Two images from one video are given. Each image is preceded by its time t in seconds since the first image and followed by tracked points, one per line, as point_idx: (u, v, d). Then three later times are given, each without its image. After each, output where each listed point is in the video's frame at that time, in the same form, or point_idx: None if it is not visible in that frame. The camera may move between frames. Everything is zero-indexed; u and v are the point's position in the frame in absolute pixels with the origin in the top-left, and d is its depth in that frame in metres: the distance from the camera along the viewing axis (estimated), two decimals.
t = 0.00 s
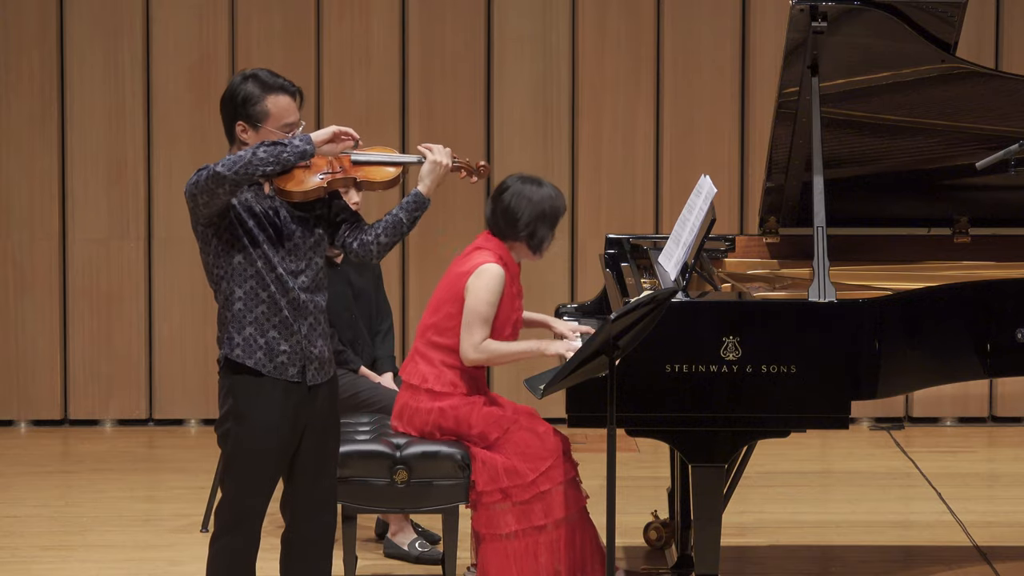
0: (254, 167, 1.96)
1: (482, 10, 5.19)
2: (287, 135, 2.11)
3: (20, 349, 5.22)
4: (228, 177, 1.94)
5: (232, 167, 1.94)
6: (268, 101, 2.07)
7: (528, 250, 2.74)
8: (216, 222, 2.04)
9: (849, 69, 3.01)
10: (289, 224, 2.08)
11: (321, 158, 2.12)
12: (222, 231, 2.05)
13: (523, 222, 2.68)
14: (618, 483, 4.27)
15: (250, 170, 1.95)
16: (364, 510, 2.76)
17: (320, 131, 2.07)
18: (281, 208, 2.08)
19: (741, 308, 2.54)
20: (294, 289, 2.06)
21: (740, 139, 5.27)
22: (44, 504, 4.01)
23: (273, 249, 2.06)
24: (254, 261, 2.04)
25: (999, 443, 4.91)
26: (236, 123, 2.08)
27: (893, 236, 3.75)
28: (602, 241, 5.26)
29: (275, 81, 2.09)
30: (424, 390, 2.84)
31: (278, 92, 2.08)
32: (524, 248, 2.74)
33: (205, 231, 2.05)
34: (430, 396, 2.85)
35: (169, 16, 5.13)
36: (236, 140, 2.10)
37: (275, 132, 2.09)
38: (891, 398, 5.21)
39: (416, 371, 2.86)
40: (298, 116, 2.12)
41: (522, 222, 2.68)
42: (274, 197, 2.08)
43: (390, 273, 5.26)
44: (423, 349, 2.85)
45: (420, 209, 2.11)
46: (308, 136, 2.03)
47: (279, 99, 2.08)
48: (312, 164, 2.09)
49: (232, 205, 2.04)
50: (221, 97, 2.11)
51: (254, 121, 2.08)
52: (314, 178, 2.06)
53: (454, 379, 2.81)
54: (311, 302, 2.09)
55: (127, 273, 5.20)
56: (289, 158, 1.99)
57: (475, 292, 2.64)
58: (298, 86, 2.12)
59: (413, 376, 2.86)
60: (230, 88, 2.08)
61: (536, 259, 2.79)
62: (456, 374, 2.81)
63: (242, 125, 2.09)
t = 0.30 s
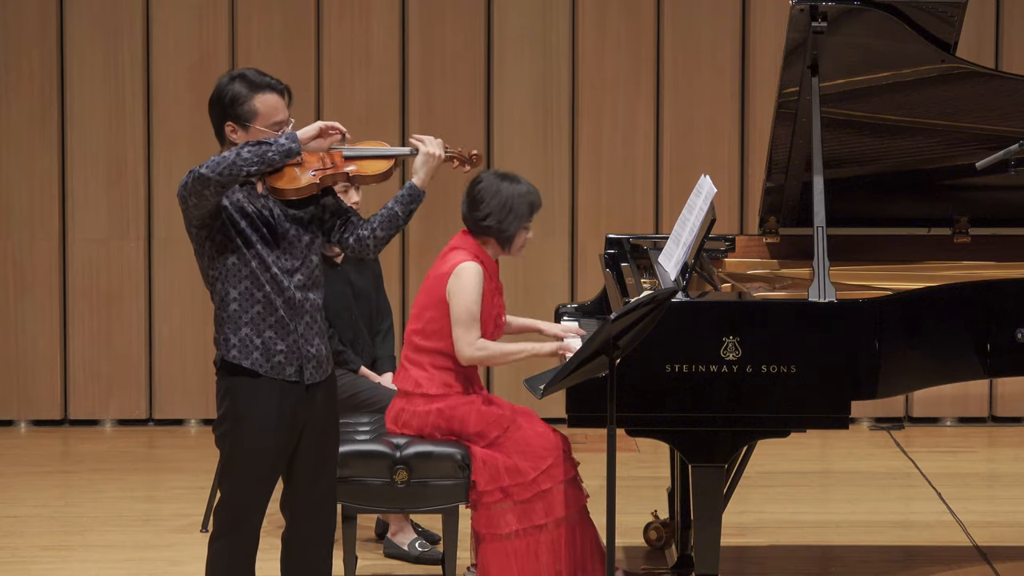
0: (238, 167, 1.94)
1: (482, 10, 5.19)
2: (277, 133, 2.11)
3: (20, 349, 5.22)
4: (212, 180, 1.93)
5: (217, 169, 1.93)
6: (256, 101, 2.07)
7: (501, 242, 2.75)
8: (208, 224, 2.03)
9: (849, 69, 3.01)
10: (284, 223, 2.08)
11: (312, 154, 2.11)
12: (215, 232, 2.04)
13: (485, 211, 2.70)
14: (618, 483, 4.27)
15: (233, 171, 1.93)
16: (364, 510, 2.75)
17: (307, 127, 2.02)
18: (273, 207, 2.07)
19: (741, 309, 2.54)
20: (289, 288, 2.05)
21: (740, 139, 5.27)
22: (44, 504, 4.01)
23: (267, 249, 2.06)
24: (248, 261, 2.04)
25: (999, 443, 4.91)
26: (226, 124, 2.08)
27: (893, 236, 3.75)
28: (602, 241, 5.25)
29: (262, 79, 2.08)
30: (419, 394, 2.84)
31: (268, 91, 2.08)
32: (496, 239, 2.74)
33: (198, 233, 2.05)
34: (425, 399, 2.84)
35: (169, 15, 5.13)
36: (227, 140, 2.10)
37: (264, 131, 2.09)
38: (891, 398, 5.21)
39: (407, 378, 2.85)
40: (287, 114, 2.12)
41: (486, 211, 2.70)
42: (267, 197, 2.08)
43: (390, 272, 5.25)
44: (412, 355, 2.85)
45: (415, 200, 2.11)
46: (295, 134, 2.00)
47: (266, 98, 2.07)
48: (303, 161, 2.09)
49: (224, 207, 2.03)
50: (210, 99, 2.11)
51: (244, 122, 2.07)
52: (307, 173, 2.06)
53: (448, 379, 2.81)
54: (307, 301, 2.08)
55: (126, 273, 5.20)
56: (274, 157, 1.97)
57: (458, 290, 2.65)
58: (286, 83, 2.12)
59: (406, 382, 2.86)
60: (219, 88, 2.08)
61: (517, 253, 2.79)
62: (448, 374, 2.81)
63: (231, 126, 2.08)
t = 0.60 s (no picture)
0: (222, 169, 1.94)
1: (482, 10, 5.19)
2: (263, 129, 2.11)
3: (20, 349, 5.21)
4: (197, 183, 1.93)
5: (202, 171, 1.93)
6: (239, 98, 2.06)
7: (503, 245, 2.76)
8: (200, 225, 2.02)
9: (849, 69, 3.01)
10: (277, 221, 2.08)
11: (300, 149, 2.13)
12: (207, 233, 2.03)
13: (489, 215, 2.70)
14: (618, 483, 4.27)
15: (218, 173, 1.94)
16: (364, 510, 2.75)
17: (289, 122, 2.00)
18: (264, 206, 2.07)
19: (741, 309, 2.54)
20: (284, 286, 2.05)
21: (740, 139, 5.27)
22: (44, 504, 4.01)
23: (261, 247, 2.06)
24: (242, 261, 2.04)
25: (999, 443, 4.91)
26: (212, 124, 2.08)
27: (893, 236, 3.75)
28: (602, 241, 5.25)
29: (245, 77, 2.08)
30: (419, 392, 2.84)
31: (252, 87, 2.08)
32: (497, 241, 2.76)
33: (191, 235, 2.04)
34: (425, 397, 2.84)
35: (169, 16, 5.13)
36: (214, 140, 2.11)
37: (251, 128, 2.09)
38: (891, 398, 5.21)
39: (406, 376, 2.86)
40: (272, 109, 2.12)
41: (491, 215, 2.70)
42: (260, 196, 2.07)
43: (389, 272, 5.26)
44: (411, 353, 2.85)
45: (409, 187, 2.10)
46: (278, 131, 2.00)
47: (250, 95, 2.07)
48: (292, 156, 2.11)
49: (215, 208, 2.03)
50: (194, 101, 2.11)
51: (229, 121, 2.07)
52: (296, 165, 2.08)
53: (448, 376, 2.82)
54: (305, 298, 2.08)
55: (126, 273, 5.20)
56: (258, 156, 1.97)
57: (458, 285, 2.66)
58: (269, 80, 2.11)
59: (405, 380, 2.86)
60: (202, 89, 2.08)
61: (517, 255, 2.81)
62: (448, 371, 2.82)
63: (217, 126, 2.08)
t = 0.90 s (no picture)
0: (196, 172, 1.90)
1: (482, 10, 5.19)
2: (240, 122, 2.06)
3: (20, 349, 5.21)
4: (175, 188, 1.91)
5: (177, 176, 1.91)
6: (212, 93, 2.03)
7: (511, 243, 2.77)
8: (190, 226, 2.02)
9: (849, 69, 3.01)
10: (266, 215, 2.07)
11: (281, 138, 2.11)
12: (197, 233, 2.03)
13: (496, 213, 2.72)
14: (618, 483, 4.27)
15: (193, 176, 1.91)
16: (363, 510, 2.75)
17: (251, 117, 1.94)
18: (252, 200, 2.06)
19: (741, 309, 2.54)
20: (278, 280, 2.04)
21: (740, 139, 5.27)
22: (44, 504, 4.01)
23: (251, 242, 2.05)
24: (234, 259, 2.03)
25: (999, 443, 4.90)
26: (189, 124, 2.05)
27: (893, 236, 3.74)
28: (602, 241, 5.25)
29: (216, 73, 2.05)
30: (421, 387, 2.85)
31: (224, 81, 2.05)
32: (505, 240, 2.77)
33: (182, 237, 2.04)
34: (427, 392, 2.85)
35: (169, 16, 5.13)
36: (194, 141, 2.07)
37: (226, 122, 2.04)
38: (891, 398, 5.21)
39: (410, 371, 2.87)
40: (248, 102, 2.08)
41: (497, 214, 2.72)
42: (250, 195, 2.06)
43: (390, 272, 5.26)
44: (416, 350, 2.87)
45: (397, 167, 2.06)
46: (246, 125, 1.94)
47: (222, 90, 2.04)
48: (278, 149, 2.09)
49: (201, 208, 2.02)
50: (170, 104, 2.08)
51: (205, 118, 2.04)
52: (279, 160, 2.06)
53: (451, 373, 2.83)
54: (301, 290, 2.07)
55: (126, 273, 5.20)
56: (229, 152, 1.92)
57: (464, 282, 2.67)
58: (242, 74, 2.08)
59: (407, 376, 2.87)
60: (175, 90, 2.05)
61: (524, 254, 2.82)
62: (452, 369, 2.83)
63: (196, 125, 2.05)
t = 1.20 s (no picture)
0: (149, 182, 1.92)
1: (482, 11, 5.19)
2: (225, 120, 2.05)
3: (20, 349, 5.22)
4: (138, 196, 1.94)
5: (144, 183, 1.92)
6: (196, 92, 2.02)
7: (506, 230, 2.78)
8: (181, 224, 2.02)
9: (848, 69, 3.01)
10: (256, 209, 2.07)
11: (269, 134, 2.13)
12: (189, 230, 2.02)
13: (485, 208, 2.74)
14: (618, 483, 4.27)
15: (151, 186, 1.93)
16: (363, 510, 2.74)
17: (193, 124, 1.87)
18: (242, 196, 2.06)
19: (741, 309, 2.54)
20: (272, 273, 2.03)
21: (740, 139, 5.27)
22: (44, 504, 4.01)
23: (243, 238, 2.04)
24: (226, 255, 2.02)
25: (999, 443, 4.90)
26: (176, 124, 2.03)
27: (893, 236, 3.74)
28: (602, 241, 5.25)
29: (199, 72, 2.05)
30: (424, 387, 2.84)
31: (208, 79, 2.04)
32: (501, 231, 2.78)
33: (175, 235, 2.04)
34: (429, 393, 2.85)
35: (169, 15, 5.13)
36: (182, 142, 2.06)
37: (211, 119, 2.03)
38: (891, 398, 5.21)
39: (413, 370, 2.87)
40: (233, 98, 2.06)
41: (483, 206, 2.74)
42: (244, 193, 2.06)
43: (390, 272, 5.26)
44: (420, 349, 2.86)
45: (378, 155, 2.06)
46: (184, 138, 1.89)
47: (205, 87, 2.03)
48: (267, 144, 2.10)
49: (186, 207, 2.01)
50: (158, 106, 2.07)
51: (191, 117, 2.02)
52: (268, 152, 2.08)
53: (454, 373, 2.84)
54: (296, 284, 2.07)
55: (127, 273, 5.20)
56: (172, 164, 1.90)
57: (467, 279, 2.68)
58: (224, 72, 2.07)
59: (410, 376, 2.87)
60: (161, 92, 2.05)
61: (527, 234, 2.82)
62: (455, 369, 2.84)
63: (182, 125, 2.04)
